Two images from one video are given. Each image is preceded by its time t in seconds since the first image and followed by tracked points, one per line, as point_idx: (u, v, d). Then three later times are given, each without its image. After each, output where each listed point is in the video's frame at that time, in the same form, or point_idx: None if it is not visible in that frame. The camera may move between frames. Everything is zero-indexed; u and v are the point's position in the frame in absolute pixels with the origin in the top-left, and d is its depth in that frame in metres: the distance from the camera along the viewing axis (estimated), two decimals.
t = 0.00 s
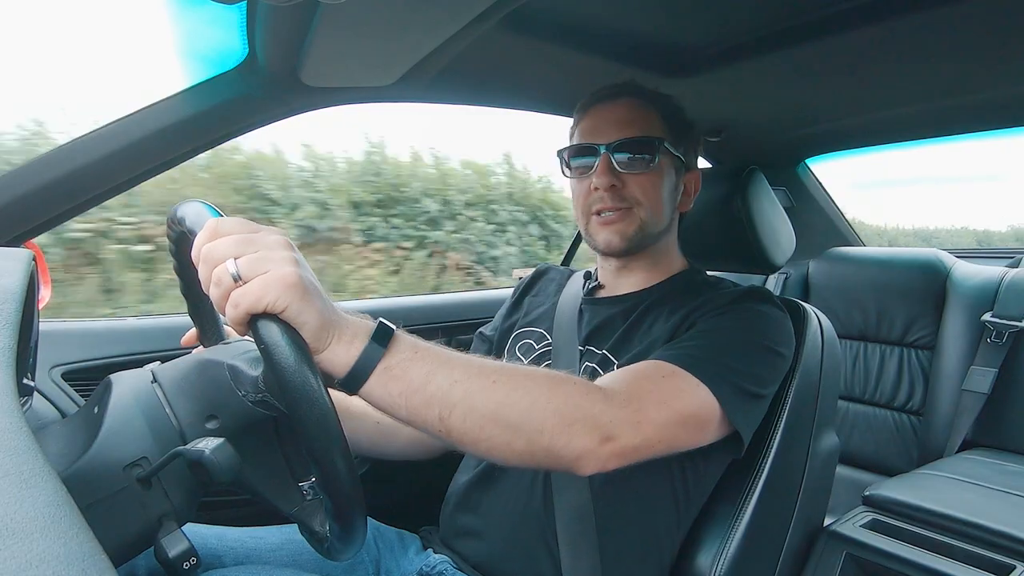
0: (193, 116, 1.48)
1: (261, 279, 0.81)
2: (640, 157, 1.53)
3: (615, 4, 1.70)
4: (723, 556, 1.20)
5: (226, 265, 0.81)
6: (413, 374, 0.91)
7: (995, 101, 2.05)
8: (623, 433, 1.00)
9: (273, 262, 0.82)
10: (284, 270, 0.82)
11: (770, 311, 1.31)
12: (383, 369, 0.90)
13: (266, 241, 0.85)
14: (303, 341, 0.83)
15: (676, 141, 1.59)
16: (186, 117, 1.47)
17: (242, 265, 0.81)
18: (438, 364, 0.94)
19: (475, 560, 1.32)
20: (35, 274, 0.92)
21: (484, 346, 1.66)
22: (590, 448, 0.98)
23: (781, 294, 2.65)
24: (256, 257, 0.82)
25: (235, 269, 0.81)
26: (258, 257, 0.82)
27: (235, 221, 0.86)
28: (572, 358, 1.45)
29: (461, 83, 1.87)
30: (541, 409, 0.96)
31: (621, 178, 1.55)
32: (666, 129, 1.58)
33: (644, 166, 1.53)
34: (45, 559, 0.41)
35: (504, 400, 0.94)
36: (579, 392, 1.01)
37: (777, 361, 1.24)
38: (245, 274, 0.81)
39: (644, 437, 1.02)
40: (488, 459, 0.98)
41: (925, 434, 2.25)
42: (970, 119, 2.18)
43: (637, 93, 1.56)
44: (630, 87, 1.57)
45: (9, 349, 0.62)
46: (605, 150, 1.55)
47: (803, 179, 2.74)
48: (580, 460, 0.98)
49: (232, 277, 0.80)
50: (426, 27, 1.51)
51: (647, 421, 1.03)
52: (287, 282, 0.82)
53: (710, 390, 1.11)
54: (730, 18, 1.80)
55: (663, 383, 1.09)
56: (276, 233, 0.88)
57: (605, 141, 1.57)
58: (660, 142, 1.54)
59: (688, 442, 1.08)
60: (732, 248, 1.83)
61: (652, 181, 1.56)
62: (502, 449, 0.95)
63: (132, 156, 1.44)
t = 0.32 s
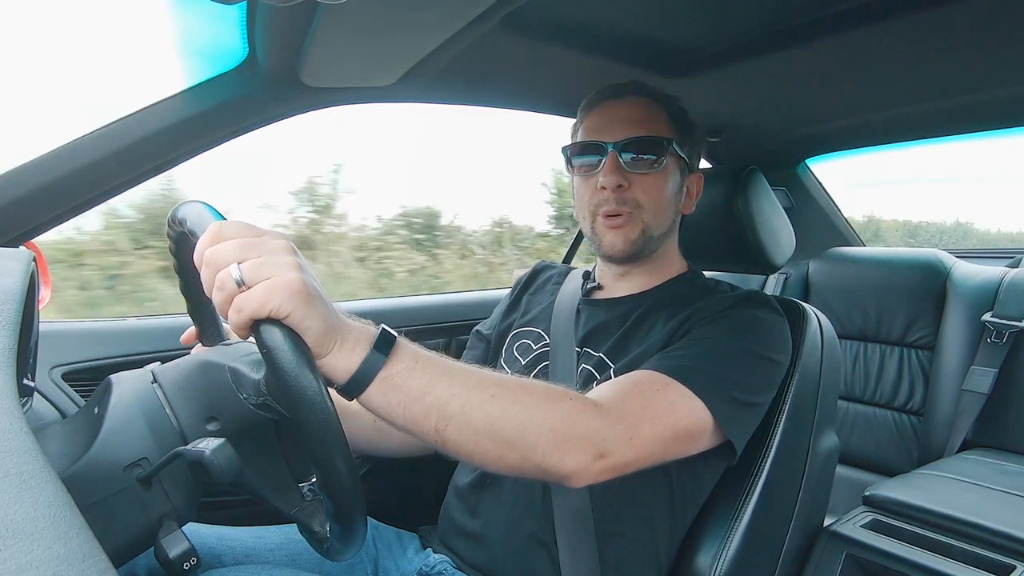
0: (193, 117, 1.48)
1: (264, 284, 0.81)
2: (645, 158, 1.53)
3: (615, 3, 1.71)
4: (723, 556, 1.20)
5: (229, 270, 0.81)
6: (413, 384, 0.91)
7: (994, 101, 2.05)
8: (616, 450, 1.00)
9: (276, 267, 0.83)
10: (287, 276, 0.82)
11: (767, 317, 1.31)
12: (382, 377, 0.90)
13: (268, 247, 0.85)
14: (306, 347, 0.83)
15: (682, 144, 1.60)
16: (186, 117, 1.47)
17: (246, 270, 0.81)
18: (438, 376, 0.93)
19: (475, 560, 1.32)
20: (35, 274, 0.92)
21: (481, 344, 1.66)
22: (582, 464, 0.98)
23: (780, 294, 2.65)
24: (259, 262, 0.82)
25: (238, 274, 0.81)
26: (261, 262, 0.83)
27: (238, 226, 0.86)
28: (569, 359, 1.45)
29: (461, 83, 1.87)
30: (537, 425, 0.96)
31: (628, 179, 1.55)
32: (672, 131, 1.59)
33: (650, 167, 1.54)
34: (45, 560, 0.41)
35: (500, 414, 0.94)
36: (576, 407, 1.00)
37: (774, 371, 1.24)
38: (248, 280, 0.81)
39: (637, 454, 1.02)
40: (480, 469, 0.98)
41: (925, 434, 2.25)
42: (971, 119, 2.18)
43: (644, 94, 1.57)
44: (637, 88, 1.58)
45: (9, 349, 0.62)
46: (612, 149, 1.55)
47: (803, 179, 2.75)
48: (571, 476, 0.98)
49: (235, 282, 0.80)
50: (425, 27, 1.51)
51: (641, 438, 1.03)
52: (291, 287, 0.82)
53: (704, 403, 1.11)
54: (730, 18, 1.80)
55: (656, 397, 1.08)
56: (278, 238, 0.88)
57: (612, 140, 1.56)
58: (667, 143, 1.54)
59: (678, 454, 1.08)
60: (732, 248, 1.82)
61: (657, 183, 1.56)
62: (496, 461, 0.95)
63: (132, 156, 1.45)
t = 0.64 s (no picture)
0: (193, 116, 1.48)
1: (263, 282, 0.80)
2: (604, 159, 1.55)
3: (615, 3, 1.71)
4: (722, 556, 1.20)
5: (228, 268, 0.81)
6: (413, 381, 0.91)
7: (994, 101, 2.05)
8: (620, 450, 1.00)
9: (275, 266, 0.82)
10: (285, 274, 0.82)
11: (768, 318, 1.31)
12: (382, 375, 0.90)
13: (267, 244, 0.85)
14: (305, 345, 0.83)
15: (656, 142, 1.58)
16: (186, 116, 1.47)
17: (244, 269, 0.81)
18: (438, 374, 0.93)
19: (475, 559, 1.32)
20: (35, 273, 0.92)
21: (487, 342, 1.66)
22: (586, 465, 0.98)
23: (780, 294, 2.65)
24: (258, 260, 0.82)
25: (237, 273, 0.80)
26: (259, 260, 0.82)
27: (237, 224, 0.86)
28: (571, 359, 1.45)
29: (461, 83, 1.87)
30: (539, 424, 0.96)
31: (592, 180, 1.58)
32: (641, 129, 1.57)
33: (609, 167, 1.55)
34: (45, 559, 0.41)
35: (502, 412, 0.94)
36: (577, 406, 1.00)
37: (777, 370, 1.24)
38: (247, 278, 0.81)
39: (641, 453, 1.02)
40: (483, 469, 0.98)
41: (925, 434, 2.26)
42: (971, 120, 2.18)
43: (620, 96, 1.59)
44: (606, 92, 1.61)
45: (9, 349, 0.62)
46: (575, 153, 1.61)
47: (803, 179, 2.76)
48: (576, 476, 0.98)
49: (234, 281, 0.80)
50: (425, 27, 1.51)
51: (644, 437, 1.03)
52: (288, 286, 0.82)
53: (708, 401, 1.11)
54: (730, 18, 1.80)
55: (660, 398, 1.08)
56: (277, 236, 0.88)
57: (577, 144, 1.63)
58: (621, 142, 1.55)
59: (686, 455, 1.08)
60: (732, 249, 1.83)
61: (624, 182, 1.55)
62: (498, 461, 0.95)
63: (132, 156, 1.44)
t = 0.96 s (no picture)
0: (193, 116, 1.48)
1: (275, 307, 0.78)
2: (615, 151, 1.56)
3: (614, 3, 1.71)
4: (722, 556, 1.20)
5: (239, 290, 0.78)
6: (422, 401, 0.90)
7: (994, 102, 2.06)
8: (621, 464, 1.00)
9: (287, 288, 0.80)
10: (298, 298, 0.80)
11: (763, 310, 1.30)
12: (392, 395, 0.88)
13: (278, 264, 0.82)
14: (315, 368, 0.81)
15: (668, 136, 1.59)
16: (186, 116, 1.47)
17: (255, 291, 0.78)
18: (447, 391, 0.92)
19: (475, 559, 1.32)
20: (35, 273, 0.92)
21: (489, 330, 1.68)
22: (587, 480, 0.97)
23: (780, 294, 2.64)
24: (269, 282, 0.79)
25: (248, 295, 0.78)
26: (271, 282, 0.79)
27: (247, 241, 0.82)
28: (569, 352, 1.44)
29: (461, 83, 1.87)
30: (545, 441, 0.95)
31: (601, 167, 1.57)
32: (653, 122, 1.58)
33: (620, 158, 1.55)
34: (44, 559, 0.41)
35: (508, 430, 0.93)
36: (584, 422, 0.99)
37: (773, 362, 1.24)
38: (259, 301, 0.78)
39: (640, 466, 1.02)
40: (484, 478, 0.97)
41: (925, 434, 2.25)
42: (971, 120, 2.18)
43: (635, 89, 1.60)
44: (620, 85, 1.62)
45: (9, 349, 0.62)
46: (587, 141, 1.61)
47: (803, 179, 2.75)
48: (576, 490, 0.98)
49: (245, 304, 0.77)
50: (425, 27, 1.51)
51: (645, 451, 1.03)
52: (299, 309, 0.79)
53: (703, 405, 1.11)
54: (730, 18, 1.80)
55: (662, 405, 1.08)
56: (288, 254, 0.84)
57: (589, 135, 1.63)
58: (633, 133, 1.56)
59: (680, 456, 1.09)
60: (732, 248, 1.83)
61: (634, 173, 1.56)
62: (502, 475, 0.95)
63: (132, 156, 1.44)
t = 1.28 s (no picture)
0: (193, 116, 1.48)
1: (269, 299, 0.79)
2: (618, 159, 1.56)
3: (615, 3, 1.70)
4: (723, 556, 1.21)
5: (235, 282, 0.79)
6: (420, 401, 0.90)
7: (995, 101, 2.05)
8: (617, 478, 1.00)
9: (282, 281, 0.80)
10: (292, 290, 0.80)
11: (765, 320, 1.29)
12: (390, 392, 0.88)
13: (275, 258, 0.82)
14: (311, 359, 0.82)
15: (671, 144, 1.58)
16: (186, 116, 1.47)
17: (251, 283, 0.79)
18: (446, 394, 0.92)
19: (475, 559, 1.32)
20: (35, 274, 0.92)
21: (493, 343, 1.68)
22: (581, 493, 0.97)
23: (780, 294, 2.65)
24: (264, 274, 0.80)
25: (243, 287, 0.78)
26: (267, 275, 0.80)
27: (245, 235, 0.84)
28: (571, 355, 1.45)
29: (461, 84, 1.87)
30: (541, 450, 0.95)
31: (605, 177, 1.58)
32: (656, 130, 1.57)
33: (624, 167, 1.55)
34: (44, 559, 0.41)
35: (505, 437, 0.93)
36: (582, 433, 0.99)
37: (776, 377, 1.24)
38: (254, 293, 0.79)
39: (638, 480, 1.02)
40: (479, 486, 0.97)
41: (925, 434, 2.26)
42: (971, 120, 2.18)
43: (640, 96, 1.59)
44: (622, 91, 1.62)
45: (10, 349, 0.62)
46: (590, 150, 1.61)
47: (803, 179, 2.75)
48: (571, 503, 0.98)
49: (241, 295, 0.78)
50: (425, 27, 1.51)
51: (642, 466, 1.02)
52: (294, 302, 0.80)
53: (708, 420, 1.12)
54: (730, 18, 1.80)
55: (662, 420, 1.07)
56: (286, 249, 0.85)
57: (592, 142, 1.63)
58: (635, 142, 1.56)
59: (679, 472, 1.09)
60: (732, 249, 1.84)
61: (638, 182, 1.56)
62: (497, 482, 0.95)
63: (132, 155, 1.44)
